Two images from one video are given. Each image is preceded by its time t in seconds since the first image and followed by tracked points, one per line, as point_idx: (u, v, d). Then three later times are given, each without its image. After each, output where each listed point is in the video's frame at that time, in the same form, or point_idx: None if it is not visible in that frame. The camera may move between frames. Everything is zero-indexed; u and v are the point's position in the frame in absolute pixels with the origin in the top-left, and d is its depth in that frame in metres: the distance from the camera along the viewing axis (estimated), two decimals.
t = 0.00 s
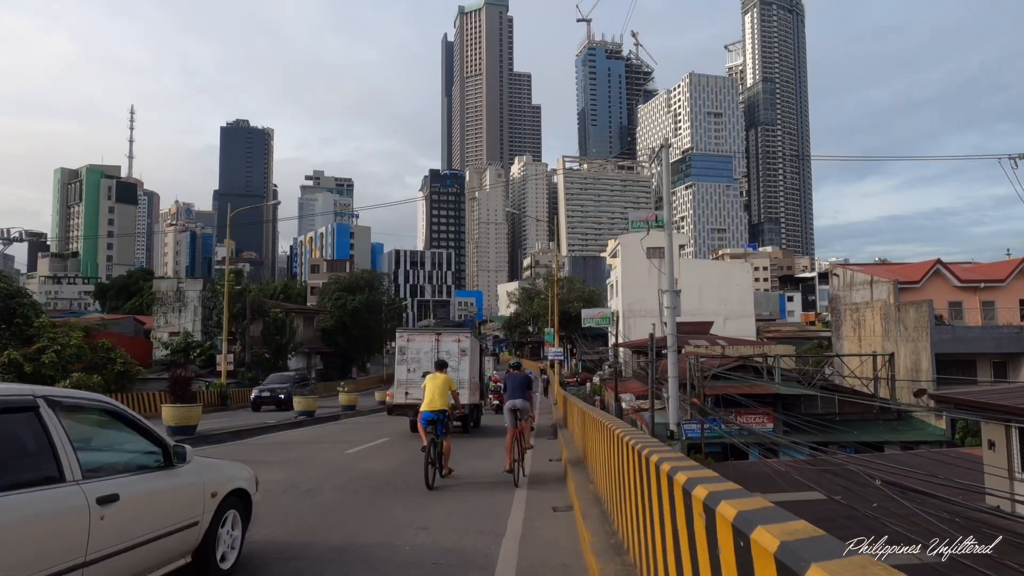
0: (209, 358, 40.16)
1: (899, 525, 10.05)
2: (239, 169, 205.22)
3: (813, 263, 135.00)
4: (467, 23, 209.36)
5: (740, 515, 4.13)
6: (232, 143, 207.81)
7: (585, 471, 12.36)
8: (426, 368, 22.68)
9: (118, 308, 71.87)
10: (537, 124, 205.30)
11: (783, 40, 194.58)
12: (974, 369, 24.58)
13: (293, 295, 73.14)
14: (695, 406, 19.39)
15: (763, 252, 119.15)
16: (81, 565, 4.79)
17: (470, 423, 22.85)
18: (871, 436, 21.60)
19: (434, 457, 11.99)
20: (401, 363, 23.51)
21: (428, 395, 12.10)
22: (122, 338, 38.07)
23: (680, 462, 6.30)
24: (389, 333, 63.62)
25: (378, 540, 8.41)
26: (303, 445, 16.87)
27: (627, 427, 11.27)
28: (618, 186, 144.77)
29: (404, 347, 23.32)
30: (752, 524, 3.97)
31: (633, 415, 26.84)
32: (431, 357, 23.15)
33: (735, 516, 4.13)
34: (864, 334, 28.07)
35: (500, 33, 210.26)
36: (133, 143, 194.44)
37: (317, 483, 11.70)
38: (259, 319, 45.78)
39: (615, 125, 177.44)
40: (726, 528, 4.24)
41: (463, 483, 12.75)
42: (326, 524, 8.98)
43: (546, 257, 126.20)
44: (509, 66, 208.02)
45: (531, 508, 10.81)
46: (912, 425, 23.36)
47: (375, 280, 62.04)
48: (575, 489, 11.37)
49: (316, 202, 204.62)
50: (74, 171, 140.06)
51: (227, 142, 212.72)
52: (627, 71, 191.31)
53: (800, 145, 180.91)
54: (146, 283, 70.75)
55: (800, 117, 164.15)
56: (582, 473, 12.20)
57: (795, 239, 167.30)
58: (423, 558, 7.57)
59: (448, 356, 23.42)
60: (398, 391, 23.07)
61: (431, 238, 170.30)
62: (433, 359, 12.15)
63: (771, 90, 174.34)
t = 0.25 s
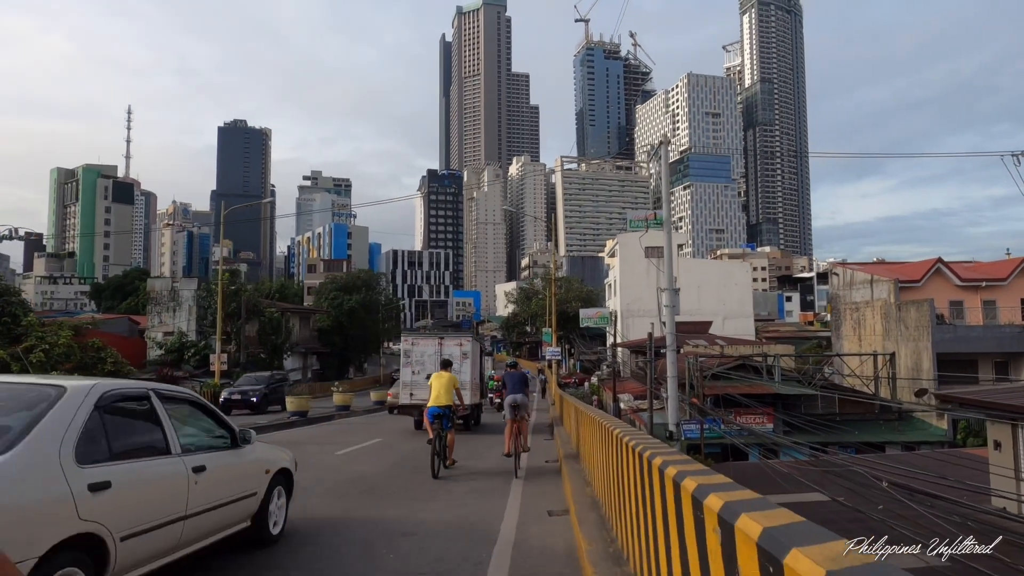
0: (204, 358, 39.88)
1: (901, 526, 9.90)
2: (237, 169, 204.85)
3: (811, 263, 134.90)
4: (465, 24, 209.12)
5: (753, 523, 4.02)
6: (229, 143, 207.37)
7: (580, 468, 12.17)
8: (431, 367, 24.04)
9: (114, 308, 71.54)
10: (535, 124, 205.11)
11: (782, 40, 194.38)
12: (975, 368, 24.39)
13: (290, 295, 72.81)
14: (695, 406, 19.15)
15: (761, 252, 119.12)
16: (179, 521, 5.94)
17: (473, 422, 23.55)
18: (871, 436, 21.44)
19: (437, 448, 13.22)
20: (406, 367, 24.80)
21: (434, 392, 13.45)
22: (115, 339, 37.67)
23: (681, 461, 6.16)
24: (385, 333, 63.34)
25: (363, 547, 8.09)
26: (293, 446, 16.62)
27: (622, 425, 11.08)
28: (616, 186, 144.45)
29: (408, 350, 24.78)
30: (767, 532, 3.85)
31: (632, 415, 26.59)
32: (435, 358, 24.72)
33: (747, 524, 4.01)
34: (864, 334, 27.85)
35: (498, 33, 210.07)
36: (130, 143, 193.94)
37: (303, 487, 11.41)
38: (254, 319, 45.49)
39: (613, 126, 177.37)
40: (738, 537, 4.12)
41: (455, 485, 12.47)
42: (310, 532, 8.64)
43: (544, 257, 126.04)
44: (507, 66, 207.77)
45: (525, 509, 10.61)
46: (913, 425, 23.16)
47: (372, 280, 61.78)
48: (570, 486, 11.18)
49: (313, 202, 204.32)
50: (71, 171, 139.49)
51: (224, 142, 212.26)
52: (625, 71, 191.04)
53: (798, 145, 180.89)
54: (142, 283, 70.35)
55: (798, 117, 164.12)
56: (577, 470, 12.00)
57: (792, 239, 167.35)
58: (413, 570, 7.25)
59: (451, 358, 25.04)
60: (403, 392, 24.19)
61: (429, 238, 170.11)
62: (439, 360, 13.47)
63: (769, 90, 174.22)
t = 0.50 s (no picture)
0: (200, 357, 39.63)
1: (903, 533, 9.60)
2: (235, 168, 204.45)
3: (811, 262, 134.56)
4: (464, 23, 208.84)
5: (747, 539, 3.70)
6: (228, 142, 206.98)
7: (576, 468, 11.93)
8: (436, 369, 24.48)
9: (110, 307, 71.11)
10: (534, 123, 204.78)
11: (781, 40, 194.25)
12: (978, 368, 24.14)
13: (287, 295, 72.40)
14: (694, 407, 18.90)
15: (760, 251, 118.94)
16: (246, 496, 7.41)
17: (476, 421, 23.62)
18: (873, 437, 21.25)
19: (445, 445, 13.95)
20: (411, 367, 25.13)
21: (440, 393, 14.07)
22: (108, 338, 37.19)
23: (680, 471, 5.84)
24: (383, 332, 63.00)
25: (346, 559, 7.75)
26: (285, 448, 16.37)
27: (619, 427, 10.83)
28: (615, 185, 144.14)
29: (413, 352, 25.15)
30: (762, 548, 3.52)
31: (630, 416, 26.35)
32: (441, 360, 25.14)
33: (741, 542, 3.69)
34: (866, 333, 27.63)
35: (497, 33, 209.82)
36: (128, 142, 193.56)
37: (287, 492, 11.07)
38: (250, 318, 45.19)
39: (612, 125, 177.16)
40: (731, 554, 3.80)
41: (447, 488, 12.16)
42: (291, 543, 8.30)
43: (543, 257, 125.85)
44: (506, 65, 207.41)
45: (520, 514, 10.36)
46: (914, 426, 22.96)
47: (370, 279, 61.62)
48: (566, 489, 10.92)
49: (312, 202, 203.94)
50: (69, 170, 139.06)
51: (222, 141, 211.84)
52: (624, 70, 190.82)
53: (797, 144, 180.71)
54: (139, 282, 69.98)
55: (796, 117, 163.98)
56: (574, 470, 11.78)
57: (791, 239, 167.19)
58: None
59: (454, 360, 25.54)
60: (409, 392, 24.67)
61: (428, 237, 169.80)
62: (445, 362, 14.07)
63: (768, 90, 174.12)
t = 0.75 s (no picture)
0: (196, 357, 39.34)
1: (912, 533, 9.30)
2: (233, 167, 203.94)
3: (809, 263, 134.34)
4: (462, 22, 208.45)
5: (752, 527, 3.33)
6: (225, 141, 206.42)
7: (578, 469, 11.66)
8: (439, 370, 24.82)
9: (106, 306, 70.64)
10: (533, 123, 204.55)
11: (779, 40, 194.21)
12: (981, 367, 23.90)
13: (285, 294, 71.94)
14: (695, 406, 18.68)
15: (758, 251, 118.91)
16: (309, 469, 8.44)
17: (478, 419, 24.13)
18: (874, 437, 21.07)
19: (455, 440, 15.33)
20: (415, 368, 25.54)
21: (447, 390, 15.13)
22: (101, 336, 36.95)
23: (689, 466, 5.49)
24: (380, 331, 62.68)
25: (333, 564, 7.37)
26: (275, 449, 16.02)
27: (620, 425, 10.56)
28: (614, 185, 143.87)
29: (417, 353, 25.55)
30: (767, 538, 3.15)
31: (630, 415, 26.09)
32: (445, 359, 25.52)
33: (746, 528, 3.32)
34: (867, 332, 27.43)
35: (495, 32, 209.49)
36: (125, 140, 192.87)
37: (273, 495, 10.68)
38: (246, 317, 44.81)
39: (611, 125, 176.98)
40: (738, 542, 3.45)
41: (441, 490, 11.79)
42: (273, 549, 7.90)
43: (541, 256, 125.64)
44: (504, 65, 207.10)
45: (521, 516, 10.07)
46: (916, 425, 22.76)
47: (367, 278, 61.33)
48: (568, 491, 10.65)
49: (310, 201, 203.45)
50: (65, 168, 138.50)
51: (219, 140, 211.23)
52: (623, 70, 190.67)
53: (794, 144, 180.85)
54: (135, 281, 69.53)
55: (795, 117, 164.04)
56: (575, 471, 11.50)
57: (789, 239, 167.24)
58: None
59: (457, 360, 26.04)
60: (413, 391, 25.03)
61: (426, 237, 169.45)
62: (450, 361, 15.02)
63: (767, 90, 174.03)
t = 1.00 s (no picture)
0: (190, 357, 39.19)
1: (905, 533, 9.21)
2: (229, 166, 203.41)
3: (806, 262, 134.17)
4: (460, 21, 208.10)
5: (752, 536, 3.25)
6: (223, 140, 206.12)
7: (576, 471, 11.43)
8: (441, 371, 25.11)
9: (101, 305, 70.26)
10: (531, 122, 204.21)
11: (777, 39, 194.06)
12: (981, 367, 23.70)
13: (281, 293, 71.70)
14: (695, 406, 18.45)
15: (756, 250, 118.73)
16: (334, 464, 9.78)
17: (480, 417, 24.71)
18: (874, 438, 20.90)
19: (458, 436, 15.79)
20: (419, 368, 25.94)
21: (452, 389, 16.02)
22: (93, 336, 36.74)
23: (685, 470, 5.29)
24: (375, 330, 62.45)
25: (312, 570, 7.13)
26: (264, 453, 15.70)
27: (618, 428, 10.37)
28: (611, 185, 143.64)
29: (421, 353, 25.95)
30: (768, 547, 3.09)
31: (628, 415, 25.86)
32: (447, 360, 25.91)
33: (745, 536, 3.25)
34: (867, 332, 27.26)
35: (493, 31, 209.11)
36: (122, 139, 192.45)
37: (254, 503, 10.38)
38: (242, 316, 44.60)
39: (609, 124, 176.79)
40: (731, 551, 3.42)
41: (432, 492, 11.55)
42: (247, 558, 7.59)
43: (538, 255, 125.49)
44: (502, 64, 206.66)
45: (519, 520, 9.87)
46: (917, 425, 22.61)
47: (364, 277, 61.02)
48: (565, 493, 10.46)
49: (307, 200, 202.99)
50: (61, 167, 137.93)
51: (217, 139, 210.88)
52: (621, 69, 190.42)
53: (792, 144, 180.72)
54: (130, 280, 69.17)
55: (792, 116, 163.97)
56: (573, 472, 11.29)
57: (786, 238, 167.28)
58: None
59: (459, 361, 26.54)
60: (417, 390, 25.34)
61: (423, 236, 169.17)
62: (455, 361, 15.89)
63: (764, 89, 173.87)
